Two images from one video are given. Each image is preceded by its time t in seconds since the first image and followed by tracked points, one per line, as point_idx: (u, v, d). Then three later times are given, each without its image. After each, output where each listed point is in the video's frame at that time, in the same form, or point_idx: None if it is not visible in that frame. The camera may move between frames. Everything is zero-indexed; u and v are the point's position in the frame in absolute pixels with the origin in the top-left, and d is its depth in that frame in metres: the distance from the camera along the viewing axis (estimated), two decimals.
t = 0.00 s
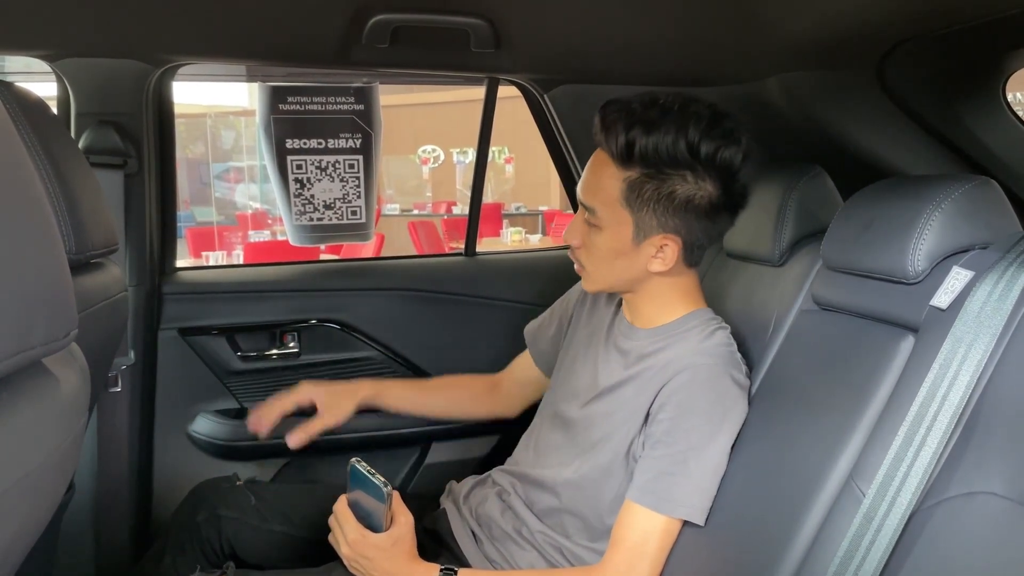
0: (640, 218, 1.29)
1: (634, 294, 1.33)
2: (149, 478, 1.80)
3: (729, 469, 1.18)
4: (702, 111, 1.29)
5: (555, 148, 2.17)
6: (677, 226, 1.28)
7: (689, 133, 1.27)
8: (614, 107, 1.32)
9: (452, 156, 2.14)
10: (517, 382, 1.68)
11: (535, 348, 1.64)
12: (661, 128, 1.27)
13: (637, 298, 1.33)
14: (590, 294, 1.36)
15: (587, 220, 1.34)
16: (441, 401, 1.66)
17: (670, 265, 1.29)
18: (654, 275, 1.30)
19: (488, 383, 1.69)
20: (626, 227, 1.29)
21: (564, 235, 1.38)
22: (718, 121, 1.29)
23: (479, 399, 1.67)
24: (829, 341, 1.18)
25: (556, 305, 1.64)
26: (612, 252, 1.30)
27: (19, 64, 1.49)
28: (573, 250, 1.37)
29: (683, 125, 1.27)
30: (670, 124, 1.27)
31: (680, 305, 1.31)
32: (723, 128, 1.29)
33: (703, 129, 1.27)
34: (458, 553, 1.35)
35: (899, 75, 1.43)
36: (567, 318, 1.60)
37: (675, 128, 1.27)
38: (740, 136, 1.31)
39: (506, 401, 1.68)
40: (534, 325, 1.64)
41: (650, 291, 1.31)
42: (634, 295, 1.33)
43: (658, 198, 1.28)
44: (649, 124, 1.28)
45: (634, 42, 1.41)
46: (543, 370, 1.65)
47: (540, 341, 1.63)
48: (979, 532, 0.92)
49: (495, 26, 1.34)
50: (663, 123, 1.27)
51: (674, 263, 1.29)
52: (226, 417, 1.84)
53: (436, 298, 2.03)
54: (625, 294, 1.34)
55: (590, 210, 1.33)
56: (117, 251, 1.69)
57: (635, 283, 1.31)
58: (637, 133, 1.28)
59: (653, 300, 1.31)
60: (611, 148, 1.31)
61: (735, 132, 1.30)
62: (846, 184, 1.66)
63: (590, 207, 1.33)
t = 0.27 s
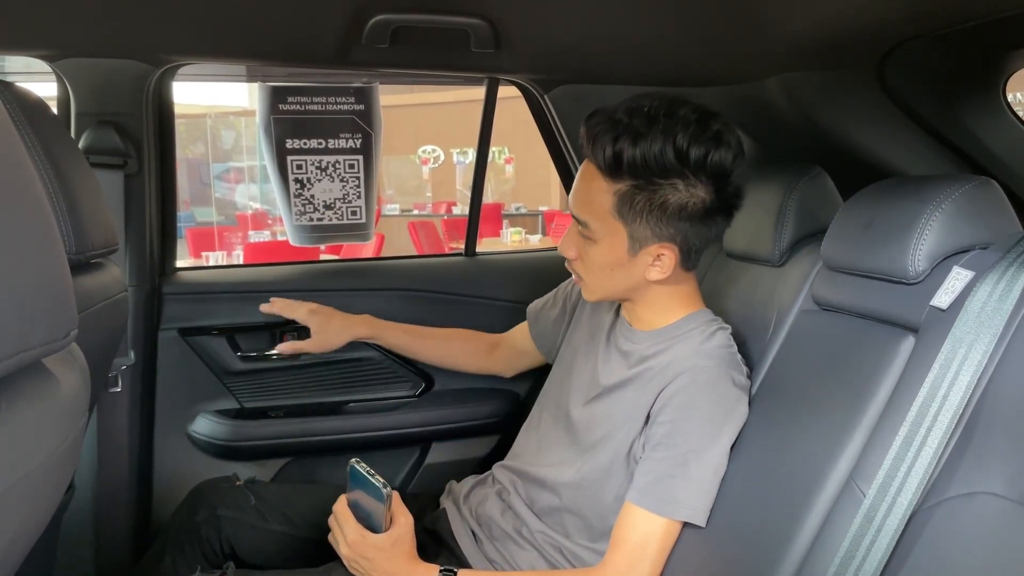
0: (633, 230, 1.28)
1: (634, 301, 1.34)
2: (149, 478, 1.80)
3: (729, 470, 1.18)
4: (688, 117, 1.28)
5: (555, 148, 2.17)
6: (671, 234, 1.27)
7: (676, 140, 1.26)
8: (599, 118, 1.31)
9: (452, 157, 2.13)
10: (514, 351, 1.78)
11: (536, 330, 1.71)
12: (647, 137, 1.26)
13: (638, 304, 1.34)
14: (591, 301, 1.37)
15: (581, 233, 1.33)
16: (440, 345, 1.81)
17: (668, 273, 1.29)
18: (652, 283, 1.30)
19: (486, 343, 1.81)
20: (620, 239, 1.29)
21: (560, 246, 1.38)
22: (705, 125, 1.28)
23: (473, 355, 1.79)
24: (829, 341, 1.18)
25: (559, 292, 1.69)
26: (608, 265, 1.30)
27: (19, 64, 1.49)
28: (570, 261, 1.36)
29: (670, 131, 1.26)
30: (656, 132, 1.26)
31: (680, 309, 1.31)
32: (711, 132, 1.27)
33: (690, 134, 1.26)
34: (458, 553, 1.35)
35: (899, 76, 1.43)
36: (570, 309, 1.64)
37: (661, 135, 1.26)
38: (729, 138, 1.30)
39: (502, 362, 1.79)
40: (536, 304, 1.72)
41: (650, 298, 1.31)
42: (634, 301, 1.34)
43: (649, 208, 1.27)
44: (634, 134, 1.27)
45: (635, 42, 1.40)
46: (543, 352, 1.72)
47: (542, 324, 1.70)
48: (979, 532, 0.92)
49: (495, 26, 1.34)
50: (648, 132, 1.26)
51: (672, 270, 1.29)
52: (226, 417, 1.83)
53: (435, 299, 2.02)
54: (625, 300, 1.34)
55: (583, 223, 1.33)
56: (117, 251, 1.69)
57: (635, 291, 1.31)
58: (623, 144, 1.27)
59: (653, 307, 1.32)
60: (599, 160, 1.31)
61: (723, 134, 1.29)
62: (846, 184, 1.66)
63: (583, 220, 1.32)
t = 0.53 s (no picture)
0: (635, 225, 1.29)
1: (636, 300, 1.33)
2: (150, 479, 1.80)
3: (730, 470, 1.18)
4: (682, 111, 1.29)
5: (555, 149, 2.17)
6: (672, 227, 1.28)
7: (671, 134, 1.27)
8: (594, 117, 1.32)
9: (452, 157, 2.13)
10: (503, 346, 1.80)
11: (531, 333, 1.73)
12: (643, 133, 1.27)
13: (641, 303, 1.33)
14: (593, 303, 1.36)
15: (582, 233, 1.33)
16: (434, 344, 1.82)
17: (670, 267, 1.29)
18: (655, 279, 1.30)
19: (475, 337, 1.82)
20: (622, 235, 1.29)
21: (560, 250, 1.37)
22: (699, 118, 1.29)
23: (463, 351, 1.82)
24: (829, 341, 1.18)
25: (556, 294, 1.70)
26: (611, 262, 1.30)
27: (19, 65, 1.49)
28: (570, 263, 1.36)
29: (665, 126, 1.27)
30: (651, 127, 1.27)
31: (682, 305, 1.31)
32: (705, 124, 1.28)
33: (685, 128, 1.27)
34: (457, 553, 1.35)
35: (899, 76, 1.43)
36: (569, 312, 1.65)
37: (657, 130, 1.27)
38: (724, 130, 1.30)
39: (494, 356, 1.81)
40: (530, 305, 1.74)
41: (653, 295, 1.31)
42: (636, 301, 1.33)
43: (649, 203, 1.28)
44: (630, 130, 1.28)
45: (634, 42, 1.41)
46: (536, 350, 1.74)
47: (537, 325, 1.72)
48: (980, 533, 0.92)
49: (495, 26, 1.34)
50: (644, 128, 1.27)
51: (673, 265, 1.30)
52: (226, 417, 1.83)
53: (435, 299, 2.02)
54: (628, 300, 1.34)
55: (584, 223, 1.33)
56: (117, 251, 1.69)
57: (638, 289, 1.31)
58: (620, 141, 1.28)
59: (657, 304, 1.31)
60: (597, 159, 1.31)
61: (718, 126, 1.30)
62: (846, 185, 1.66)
63: (583, 220, 1.33)
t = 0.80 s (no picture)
0: (628, 217, 1.29)
1: (632, 296, 1.33)
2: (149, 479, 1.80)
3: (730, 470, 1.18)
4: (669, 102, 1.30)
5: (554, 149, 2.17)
6: (664, 217, 1.28)
7: (660, 124, 1.28)
8: (583, 112, 1.33)
9: (452, 157, 2.14)
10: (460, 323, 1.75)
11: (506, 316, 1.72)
12: (632, 124, 1.28)
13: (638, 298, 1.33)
14: (591, 301, 1.35)
15: (576, 229, 1.33)
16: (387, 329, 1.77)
17: (665, 259, 1.29)
18: (651, 272, 1.30)
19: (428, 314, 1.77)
20: (616, 228, 1.29)
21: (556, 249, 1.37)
22: (686, 109, 1.30)
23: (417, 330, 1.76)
24: (829, 341, 1.18)
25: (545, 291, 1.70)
26: (607, 256, 1.30)
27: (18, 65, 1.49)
28: (567, 261, 1.36)
29: (653, 116, 1.28)
30: (640, 118, 1.28)
31: (679, 299, 1.31)
32: (693, 114, 1.29)
33: (673, 118, 1.28)
34: (457, 554, 1.35)
35: (898, 77, 1.43)
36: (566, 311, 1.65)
37: (646, 121, 1.28)
38: (712, 121, 1.31)
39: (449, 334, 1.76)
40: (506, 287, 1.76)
41: (650, 289, 1.31)
42: (634, 296, 1.33)
43: (641, 193, 1.28)
44: (619, 122, 1.28)
45: (634, 43, 1.40)
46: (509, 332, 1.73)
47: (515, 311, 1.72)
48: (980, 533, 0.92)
49: (495, 26, 1.34)
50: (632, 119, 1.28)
51: (668, 257, 1.30)
52: (224, 417, 1.83)
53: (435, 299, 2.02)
54: (625, 296, 1.34)
55: (577, 219, 1.33)
56: (116, 252, 1.69)
57: (635, 283, 1.31)
58: (609, 133, 1.28)
59: (654, 298, 1.31)
60: (587, 154, 1.32)
61: (705, 118, 1.31)
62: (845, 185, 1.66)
63: (577, 215, 1.33)
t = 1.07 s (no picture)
0: (605, 207, 1.31)
1: (618, 288, 1.34)
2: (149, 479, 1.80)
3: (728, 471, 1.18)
4: (650, 96, 1.31)
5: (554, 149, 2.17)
6: (640, 208, 1.29)
7: (636, 117, 1.29)
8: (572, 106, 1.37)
9: (452, 157, 2.14)
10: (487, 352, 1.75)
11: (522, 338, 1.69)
12: (607, 116, 1.30)
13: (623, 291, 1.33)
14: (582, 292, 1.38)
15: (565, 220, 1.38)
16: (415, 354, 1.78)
17: (642, 251, 1.29)
18: (631, 264, 1.30)
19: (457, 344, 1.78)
20: (594, 217, 1.32)
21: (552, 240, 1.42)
22: (667, 103, 1.30)
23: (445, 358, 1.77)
24: (827, 342, 1.19)
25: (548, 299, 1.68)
26: (587, 245, 1.33)
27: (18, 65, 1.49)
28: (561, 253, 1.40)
29: (631, 109, 1.29)
30: (617, 111, 1.30)
31: (663, 292, 1.30)
32: (672, 108, 1.29)
33: (650, 111, 1.29)
34: (456, 555, 1.35)
35: (897, 77, 1.43)
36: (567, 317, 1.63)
37: (623, 114, 1.30)
38: (695, 115, 1.31)
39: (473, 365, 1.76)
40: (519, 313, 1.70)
41: (631, 281, 1.31)
42: (620, 289, 1.34)
43: (616, 183, 1.30)
44: (597, 115, 1.31)
45: (633, 43, 1.40)
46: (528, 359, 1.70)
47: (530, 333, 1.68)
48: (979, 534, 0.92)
49: (495, 27, 1.34)
50: (609, 112, 1.30)
51: (647, 249, 1.30)
52: (225, 417, 1.83)
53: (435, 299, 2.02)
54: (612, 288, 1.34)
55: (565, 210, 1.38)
56: (116, 253, 1.69)
57: (616, 274, 1.32)
58: (586, 125, 1.32)
59: (636, 289, 1.31)
60: (572, 147, 1.36)
61: (688, 111, 1.30)
62: (844, 185, 1.67)
63: (563, 206, 1.37)
